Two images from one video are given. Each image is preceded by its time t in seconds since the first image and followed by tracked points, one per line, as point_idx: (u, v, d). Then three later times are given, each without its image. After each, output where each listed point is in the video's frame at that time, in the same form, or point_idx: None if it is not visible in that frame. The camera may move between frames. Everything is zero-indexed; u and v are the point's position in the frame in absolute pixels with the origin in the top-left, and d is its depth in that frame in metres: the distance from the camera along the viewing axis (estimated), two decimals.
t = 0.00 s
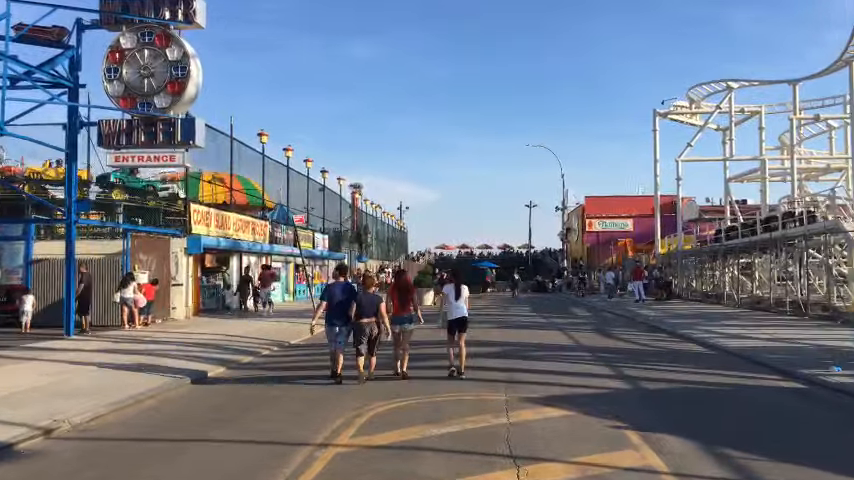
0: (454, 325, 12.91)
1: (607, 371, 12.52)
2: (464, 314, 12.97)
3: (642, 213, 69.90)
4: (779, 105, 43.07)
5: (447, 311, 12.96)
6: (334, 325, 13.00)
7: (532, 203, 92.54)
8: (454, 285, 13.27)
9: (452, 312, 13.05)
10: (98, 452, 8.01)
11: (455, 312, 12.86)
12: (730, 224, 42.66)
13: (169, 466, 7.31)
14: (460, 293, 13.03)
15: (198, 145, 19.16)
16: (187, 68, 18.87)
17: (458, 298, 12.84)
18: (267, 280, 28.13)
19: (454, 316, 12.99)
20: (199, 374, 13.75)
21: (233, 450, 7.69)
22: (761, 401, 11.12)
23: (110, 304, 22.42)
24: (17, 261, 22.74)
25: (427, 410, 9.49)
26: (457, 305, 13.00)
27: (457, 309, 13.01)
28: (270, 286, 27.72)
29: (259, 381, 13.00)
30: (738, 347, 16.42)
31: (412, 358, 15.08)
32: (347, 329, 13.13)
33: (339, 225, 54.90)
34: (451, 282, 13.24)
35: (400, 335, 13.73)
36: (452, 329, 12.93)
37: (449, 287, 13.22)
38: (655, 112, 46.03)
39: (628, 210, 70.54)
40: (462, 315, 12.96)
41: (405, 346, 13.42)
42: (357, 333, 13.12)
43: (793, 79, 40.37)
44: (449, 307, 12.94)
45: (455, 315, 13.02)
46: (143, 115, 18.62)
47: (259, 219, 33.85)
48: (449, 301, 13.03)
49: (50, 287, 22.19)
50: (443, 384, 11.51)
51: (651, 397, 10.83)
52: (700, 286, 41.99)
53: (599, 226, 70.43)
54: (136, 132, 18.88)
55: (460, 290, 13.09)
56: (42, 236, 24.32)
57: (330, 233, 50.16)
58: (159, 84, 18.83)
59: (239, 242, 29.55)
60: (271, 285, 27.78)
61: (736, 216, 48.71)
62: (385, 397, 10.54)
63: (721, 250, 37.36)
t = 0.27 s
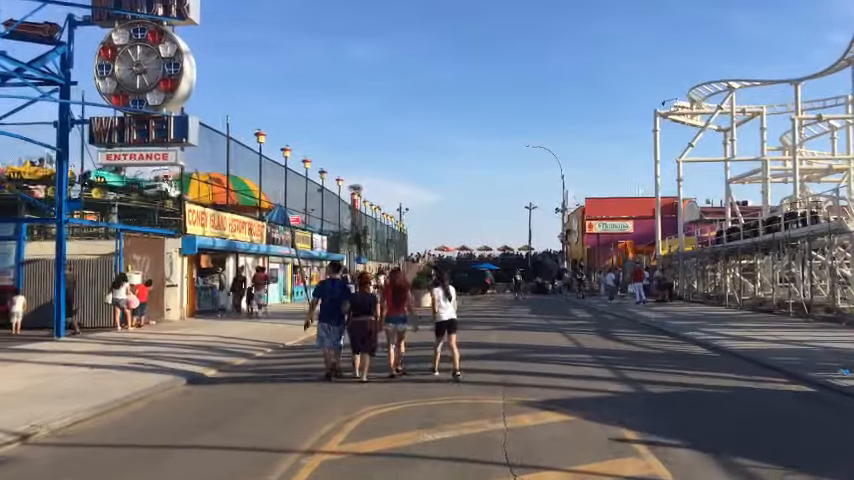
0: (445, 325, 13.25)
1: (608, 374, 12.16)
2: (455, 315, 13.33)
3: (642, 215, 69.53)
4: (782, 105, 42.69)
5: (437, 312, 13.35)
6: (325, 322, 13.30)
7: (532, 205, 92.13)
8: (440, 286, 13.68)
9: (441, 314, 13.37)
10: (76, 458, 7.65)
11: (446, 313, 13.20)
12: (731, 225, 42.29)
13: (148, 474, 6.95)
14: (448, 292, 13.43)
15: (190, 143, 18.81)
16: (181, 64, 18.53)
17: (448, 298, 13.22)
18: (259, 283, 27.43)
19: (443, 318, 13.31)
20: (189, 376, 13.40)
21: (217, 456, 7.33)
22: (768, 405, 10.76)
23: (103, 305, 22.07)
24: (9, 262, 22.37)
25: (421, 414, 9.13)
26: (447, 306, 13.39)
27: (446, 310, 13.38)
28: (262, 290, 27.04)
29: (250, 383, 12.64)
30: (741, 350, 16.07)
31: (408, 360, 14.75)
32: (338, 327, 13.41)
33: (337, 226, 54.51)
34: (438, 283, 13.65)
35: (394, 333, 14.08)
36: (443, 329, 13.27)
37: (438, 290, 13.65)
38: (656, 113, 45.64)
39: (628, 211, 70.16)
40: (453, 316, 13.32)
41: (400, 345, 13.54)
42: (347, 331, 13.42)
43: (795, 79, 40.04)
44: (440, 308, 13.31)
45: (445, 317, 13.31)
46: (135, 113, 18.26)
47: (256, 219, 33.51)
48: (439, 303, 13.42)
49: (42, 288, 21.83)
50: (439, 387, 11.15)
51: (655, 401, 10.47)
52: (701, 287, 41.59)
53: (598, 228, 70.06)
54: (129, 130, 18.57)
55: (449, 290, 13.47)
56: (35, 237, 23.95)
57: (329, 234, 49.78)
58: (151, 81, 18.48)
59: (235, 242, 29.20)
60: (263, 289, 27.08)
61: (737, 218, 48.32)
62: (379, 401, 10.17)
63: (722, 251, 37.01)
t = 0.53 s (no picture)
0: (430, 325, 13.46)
1: (607, 379, 11.79)
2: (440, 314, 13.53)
3: (641, 214, 69.19)
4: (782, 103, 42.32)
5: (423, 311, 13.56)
6: (321, 326, 12.91)
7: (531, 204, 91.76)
8: (426, 286, 13.90)
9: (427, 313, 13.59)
10: (49, 468, 7.28)
11: (431, 312, 13.40)
12: (732, 225, 41.92)
13: None
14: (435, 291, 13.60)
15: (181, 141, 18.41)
16: (170, 60, 18.13)
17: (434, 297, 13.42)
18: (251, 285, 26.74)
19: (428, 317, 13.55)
20: (177, 380, 13.03)
21: (196, 467, 6.95)
22: (773, 411, 10.39)
23: (94, 306, 21.68)
24: None
25: (413, 421, 8.76)
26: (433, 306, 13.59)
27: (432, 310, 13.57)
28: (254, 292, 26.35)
29: (239, 387, 12.27)
30: (744, 352, 15.71)
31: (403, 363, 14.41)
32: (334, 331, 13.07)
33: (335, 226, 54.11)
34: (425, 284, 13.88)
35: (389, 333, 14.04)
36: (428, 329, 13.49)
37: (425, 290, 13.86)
38: (656, 111, 45.26)
39: (628, 210, 69.80)
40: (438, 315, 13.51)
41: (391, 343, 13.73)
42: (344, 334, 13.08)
43: (796, 77, 39.68)
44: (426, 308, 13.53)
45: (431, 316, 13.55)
46: (124, 109, 17.86)
47: (251, 218, 33.16)
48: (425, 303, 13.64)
49: (31, 289, 21.46)
50: (433, 392, 10.78)
51: (656, 407, 10.10)
52: (701, 287, 41.24)
53: (598, 227, 69.68)
54: (117, 127, 18.20)
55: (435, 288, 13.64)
56: (25, 237, 23.57)
57: (326, 234, 49.39)
58: (140, 77, 18.07)
59: (230, 242, 28.82)
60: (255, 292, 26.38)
61: (737, 216, 47.97)
62: (370, 407, 9.79)
63: (723, 251, 36.64)
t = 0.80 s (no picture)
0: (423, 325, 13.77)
1: (608, 381, 11.45)
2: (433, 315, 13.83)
3: (641, 213, 68.87)
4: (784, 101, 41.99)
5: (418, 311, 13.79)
6: (317, 323, 13.07)
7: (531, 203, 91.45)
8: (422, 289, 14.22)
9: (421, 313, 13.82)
10: (26, 474, 6.96)
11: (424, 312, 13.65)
12: (733, 224, 41.59)
13: None
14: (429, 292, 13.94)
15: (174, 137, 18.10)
16: (163, 55, 17.88)
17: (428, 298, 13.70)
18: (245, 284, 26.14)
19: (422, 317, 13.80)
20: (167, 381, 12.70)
21: (179, 474, 6.64)
22: (780, 414, 10.05)
23: (86, 306, 21.35)
24: None
25: (407, 426, 8.42)
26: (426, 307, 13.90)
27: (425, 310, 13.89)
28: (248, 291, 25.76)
29: (230, 389, 11.92)
30: (746, 353, 15.40)
31: (399, 364, 14.11)
32: (330, 329, 13.17)
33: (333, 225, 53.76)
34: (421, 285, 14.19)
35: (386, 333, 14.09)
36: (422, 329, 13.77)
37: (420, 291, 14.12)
38: (656, 109, 44.93)
39: (628, 210, 69.48)
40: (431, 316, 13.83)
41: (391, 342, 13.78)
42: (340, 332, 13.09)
43: (798, 75, 39.38)
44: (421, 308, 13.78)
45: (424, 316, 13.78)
46: (116, 105, 17.54)
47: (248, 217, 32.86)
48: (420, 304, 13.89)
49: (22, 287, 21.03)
50: (429, 394, 10.44)
51: (659, 410, 9.75)
52: (702, 287, 40.91)
53: (597, 226, 69.34)
54: (109, 123, 17.87)
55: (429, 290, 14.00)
56: (16, 236, 23.27)
57: (324, 233, 49.04)
58: (132, 72, 17.78)
59: (226, 241, 28.50)
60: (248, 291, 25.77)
61: (738, 216, 47.65)
62: (362, 411, 9.45)
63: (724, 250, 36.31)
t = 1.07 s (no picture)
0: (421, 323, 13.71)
1: (614, 385, 11.07)
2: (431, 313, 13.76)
3: (642, 214, 68.53)
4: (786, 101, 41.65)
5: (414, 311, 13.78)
6: (321, 324, 13.10)
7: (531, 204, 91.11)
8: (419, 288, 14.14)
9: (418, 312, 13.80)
10: None
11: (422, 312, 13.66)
12: (735, 224, 41.23)
13: None
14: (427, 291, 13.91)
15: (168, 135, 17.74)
16: (158, 51, 17.57)
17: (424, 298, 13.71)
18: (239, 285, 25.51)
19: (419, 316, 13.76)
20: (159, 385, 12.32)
21: None
22: (794, 419, 9.67)
23: (80, 307, 20.95)
24: None
25: (406, 433, 8.04)
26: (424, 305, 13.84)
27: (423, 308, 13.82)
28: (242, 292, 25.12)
29: (224, 393, 11.54)
30: (754, 355, 15.04)
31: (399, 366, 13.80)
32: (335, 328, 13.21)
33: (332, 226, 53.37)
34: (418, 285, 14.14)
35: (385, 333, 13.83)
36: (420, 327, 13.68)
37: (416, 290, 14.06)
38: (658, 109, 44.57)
39: (629, 210, 69.13)
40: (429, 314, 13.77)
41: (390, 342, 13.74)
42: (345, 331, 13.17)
43: (801, 74, 39.06)
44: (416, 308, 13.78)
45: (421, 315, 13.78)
46: (109, 102, 17.16)
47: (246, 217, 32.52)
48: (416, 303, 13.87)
49: (13, 287, 20.63)
50: (430, 399, 10.07)
51: (668, 416, 9.38)
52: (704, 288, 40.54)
53: (598, 227, 68.98)
54: (103, 120, 17.55)
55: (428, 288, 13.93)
56: (9, 236, 22.89)
57: (323, 233, 48.67)
58: (126, 68, 17.43)
59: (224, 241, 28.15)
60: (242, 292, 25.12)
61: (740, 216, 47.30)
62: (359, 417, 9.06)
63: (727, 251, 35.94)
